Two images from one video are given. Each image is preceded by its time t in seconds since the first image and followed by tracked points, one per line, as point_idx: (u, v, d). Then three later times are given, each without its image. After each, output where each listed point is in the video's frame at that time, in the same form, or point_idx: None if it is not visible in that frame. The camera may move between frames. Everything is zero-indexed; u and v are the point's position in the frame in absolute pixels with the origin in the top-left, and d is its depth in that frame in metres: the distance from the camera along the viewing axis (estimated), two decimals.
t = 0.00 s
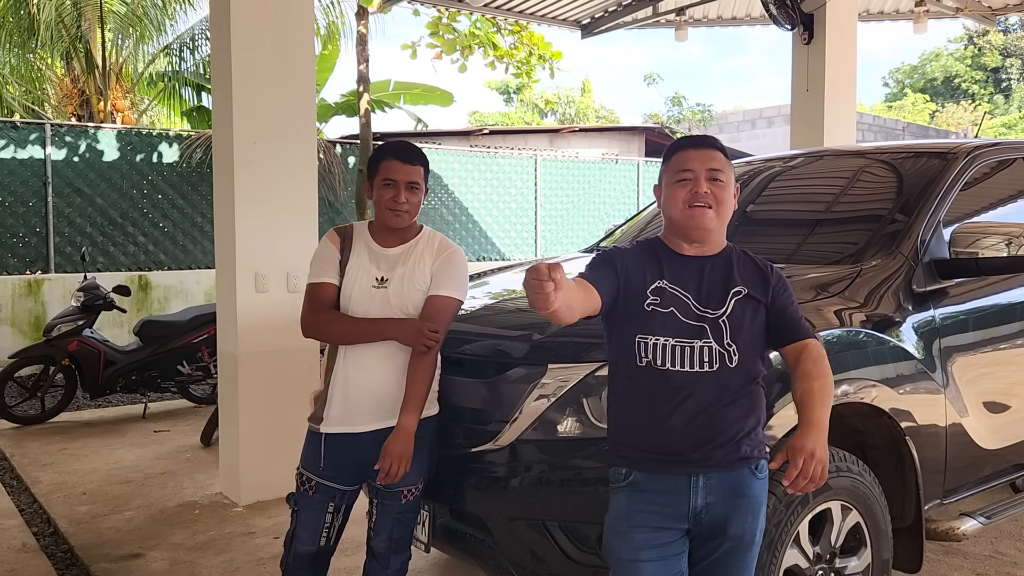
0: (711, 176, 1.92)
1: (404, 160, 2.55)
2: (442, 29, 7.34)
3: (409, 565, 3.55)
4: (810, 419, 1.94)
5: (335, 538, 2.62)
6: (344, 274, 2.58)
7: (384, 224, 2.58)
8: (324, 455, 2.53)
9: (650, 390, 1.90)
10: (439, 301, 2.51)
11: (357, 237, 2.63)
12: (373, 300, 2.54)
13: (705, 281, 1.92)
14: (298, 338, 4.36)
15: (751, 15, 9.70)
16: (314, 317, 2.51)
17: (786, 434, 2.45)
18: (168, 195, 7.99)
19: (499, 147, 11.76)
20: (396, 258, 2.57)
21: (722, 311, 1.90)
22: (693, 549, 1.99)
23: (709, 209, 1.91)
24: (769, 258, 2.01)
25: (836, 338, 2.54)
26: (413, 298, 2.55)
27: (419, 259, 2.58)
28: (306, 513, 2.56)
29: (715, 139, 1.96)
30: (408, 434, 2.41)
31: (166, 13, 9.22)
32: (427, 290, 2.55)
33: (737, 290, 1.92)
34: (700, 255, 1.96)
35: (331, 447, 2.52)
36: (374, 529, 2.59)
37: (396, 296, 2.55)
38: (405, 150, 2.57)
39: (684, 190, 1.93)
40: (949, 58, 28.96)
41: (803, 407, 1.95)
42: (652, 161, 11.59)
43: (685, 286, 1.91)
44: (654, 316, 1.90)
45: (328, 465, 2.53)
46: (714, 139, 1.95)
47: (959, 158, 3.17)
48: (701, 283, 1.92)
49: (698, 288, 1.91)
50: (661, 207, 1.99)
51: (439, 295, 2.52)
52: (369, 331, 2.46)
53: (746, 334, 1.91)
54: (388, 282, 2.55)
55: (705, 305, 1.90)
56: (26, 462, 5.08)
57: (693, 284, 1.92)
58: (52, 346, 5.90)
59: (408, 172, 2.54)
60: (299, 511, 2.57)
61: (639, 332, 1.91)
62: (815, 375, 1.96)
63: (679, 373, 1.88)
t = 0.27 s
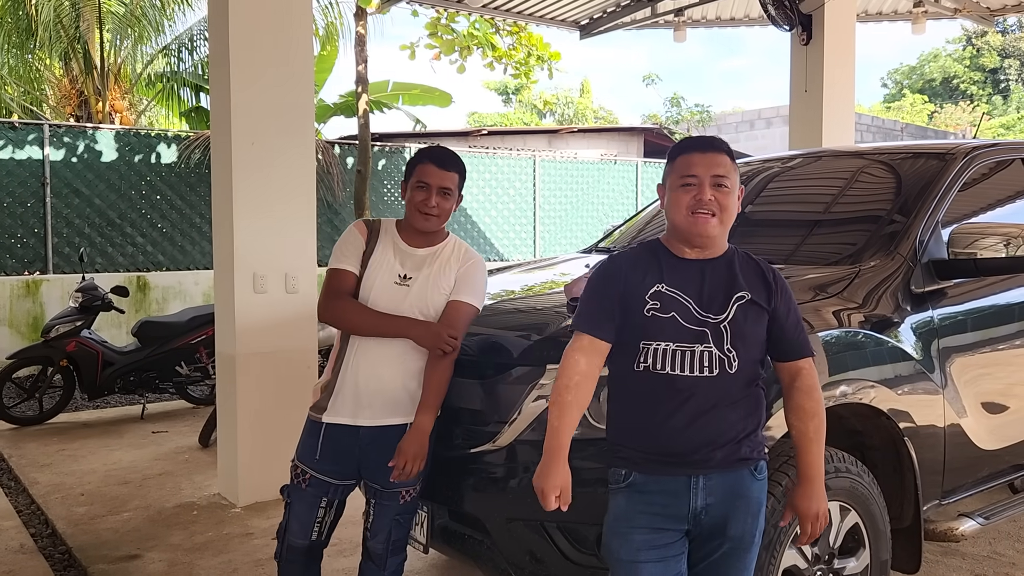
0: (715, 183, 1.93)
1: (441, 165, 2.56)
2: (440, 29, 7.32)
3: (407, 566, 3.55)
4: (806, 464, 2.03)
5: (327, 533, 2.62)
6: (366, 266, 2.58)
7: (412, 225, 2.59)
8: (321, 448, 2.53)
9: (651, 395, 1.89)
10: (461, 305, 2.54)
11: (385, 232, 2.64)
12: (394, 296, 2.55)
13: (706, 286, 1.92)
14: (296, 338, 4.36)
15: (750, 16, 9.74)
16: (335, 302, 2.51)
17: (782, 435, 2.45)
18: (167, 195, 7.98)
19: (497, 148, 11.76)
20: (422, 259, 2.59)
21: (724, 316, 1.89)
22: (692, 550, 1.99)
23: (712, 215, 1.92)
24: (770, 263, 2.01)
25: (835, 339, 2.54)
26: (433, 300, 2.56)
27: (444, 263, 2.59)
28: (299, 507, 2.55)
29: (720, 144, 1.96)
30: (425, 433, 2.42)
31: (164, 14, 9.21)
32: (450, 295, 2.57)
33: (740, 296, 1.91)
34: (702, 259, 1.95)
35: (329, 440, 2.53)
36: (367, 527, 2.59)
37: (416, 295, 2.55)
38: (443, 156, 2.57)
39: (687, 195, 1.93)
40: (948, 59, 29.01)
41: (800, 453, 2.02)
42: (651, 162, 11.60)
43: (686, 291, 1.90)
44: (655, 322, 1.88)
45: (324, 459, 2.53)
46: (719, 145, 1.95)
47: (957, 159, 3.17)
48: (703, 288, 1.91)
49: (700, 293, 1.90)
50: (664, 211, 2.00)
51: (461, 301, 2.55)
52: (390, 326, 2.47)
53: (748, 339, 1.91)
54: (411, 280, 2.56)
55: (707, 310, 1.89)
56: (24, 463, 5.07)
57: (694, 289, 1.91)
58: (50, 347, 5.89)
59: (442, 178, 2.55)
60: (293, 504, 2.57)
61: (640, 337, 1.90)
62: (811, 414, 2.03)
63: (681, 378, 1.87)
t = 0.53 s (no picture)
0: (706, 187, 1.93)
1: (450, 170, 2.56)
2: (439, 30, 7.30)
3: (405, 567, 3.54)
4: (817, 459, 2.13)
5: (330, 536, 2.63)
6: (374, 265, 2.54)
7: (414, 226, 2.58)
8: (324, 453, 2.53)
9: (648, 397, 1.89)
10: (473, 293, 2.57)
11: (384, 231, 2.60)
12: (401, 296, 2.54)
13: (703, 288, 1.91)
14: (294, 339, 4.36)
15: (747, 17, 9.78)
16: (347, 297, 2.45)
17: (780, 436, 2.45)
18: (165, 196, 7.97)
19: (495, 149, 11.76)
20: (426, 260, 2.59)
21: (721, 318, 1.88)
22: (692, 552, 1.99)
23: (702, 220, 1.92)
24: (769, 264, 1.99)
25: (833, 339, 2.54)
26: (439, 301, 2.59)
27: (448, 264, 2.62)
28: (302, 511, 2.56)
29: (712, 147, 1.97)
30: (482, 402, 2.40)
31: (162, 15, 9.21)
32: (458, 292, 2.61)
33: (737, 297, 1.90)
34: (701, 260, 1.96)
35: (333, 443, 2.52)
36: (367, 530, 2.61)
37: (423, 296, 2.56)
38: (451, 161, 2.59)
39: (679, 200, 1.95)
40: (945, 60, 29.07)
41: (811, 448, 2.11)
42: (649, 163, 11.61)
43: (682, 293, 1.89)
44: (650, 325, 1.88)
45: (328, 464, 2.53)
46: (708, 148, 1.96)
47: (954, 160, 3.17)
48: (699, 288, 1.91)
49: (696, 295, 1.90)
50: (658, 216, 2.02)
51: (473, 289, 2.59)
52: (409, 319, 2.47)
53: (745, 340, 1.90)
54: (418, 281, 2.57)
55: (704, 312, 1.88)
56: (21, 464, 5.06)
57: (689, 289, 1.90)
58: (47, 348, 5.88)
59: (449, 183, 2.55)
60: (296, 509, 2.57)
61: (635, 340, 1.90)
62: (817, 411, 2.09)
63: (678, 380, 1.87)
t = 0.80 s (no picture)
0: (706, 200, 1.91)
1: (442, 169, 2.56)
2: (437, 31, 7.27)
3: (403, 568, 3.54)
4: (813, 466, 2.06)
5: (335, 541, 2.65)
6: (369, 269, 2.52)
7: (406, 225, 2.56)
8: (327, 458, 2.52)
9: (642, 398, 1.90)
10: (484, 275, 2.72)
11: (375, 232, 2.58)
12: (398, 297, 2.54)
13: (697, 288, 1.91)
14: (292, 340, 4.35)
15: (746, 18, 9.81)
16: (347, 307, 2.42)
17: (778, 437, 2.45)
18: (163, 197, 7.96)
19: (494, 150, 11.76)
20: (418, 258, 2.59)
21: (715, 319, 1.88)
22: (688, 553, 1.99)
23: (700, 235, 1.90)
24: (765, 266, 1.99)
25: (830, 340, 2.54)
26: (434, 296, 2.61)
27: (438, 258, 2.64)
28: (307, 518, 2.56)
29: (715, 158, 1.94)
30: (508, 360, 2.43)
31: (160, 15, 9.20)
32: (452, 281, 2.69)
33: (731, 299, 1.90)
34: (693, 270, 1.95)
35: (336, 448, 2.52)
36: (366, 531, 2.64)
37: (420, 294, 2.58)
38: (442, 160, 2.59)
39: (678, 211, 1.92)
40: (944, 61, 29.10)
41: (806, 451, 2.06)
42: (648, 163, 11.63)
43: (676, 294, 1.90)
44: (644, 324, 1.88)
45: (331, 468, 2.53)
46: (712, 160, 1.92)
47: (952, 160, 3.17)
48: (693, 289, 1.91)
49: (690, 295, 1.90)
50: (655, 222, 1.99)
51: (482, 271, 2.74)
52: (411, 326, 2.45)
53: (739, 341, 1.90)
54: (413, 280, 2.57)
55: (698, 312, 1.89)
56: (18, 465, 5.06)
57: (683, 290, 1.90)
58: (45, 348, 5.87)
59: (441, 183, 2.55)
60: (301, 517, 2.57)
61: (630, 340, 1.90)
62: (816, 415, 2.06)
63: (672, 380, 1.87)
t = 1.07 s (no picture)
0: (708, 187, 1.93)
1: (436, 167, 2.57)
2: (436, 31, 7.23)
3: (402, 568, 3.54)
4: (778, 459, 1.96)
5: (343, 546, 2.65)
6: (366, 271, 2.50)
7: (401, 225, 2.55)
8: (331, 462, 2.51)
9: (641, 398, 1.90)
10: (481, 277, 2.77)
11: (370, 233, 2.56)
12: (396, 299, 2.54)
13: (697, 290, 1.91)
14: (290, 340, 4.35)
15: (744, 18, 9.83)
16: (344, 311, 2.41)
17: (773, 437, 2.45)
18: (162, 197, 7.96)
19: (493, 150, 11.77)
20: (415, 259, 2.59)
21: (714, 320, 1.88)
22: (685, 554, 2.00)
23: (705, 220, 1.91)
24: (764, 267, 1.99)
25: (828, 340, 2.54)
26: (431, 297, 2.62)
27: (435, 259, 2.64)
28: (316, 524, 2.55)
29: (713, 147, 1.97)
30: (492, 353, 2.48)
31: (159, 15, 9.21)
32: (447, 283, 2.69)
33: (729, 299, 1.90)
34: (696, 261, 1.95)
35: (340, 451, 2.51)
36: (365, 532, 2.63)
37: (418, 295, 2.58)
38: (437, 159, 2.59)
39: (681, 200, 1.93)
40: (942, 61, 29.14)
41: (776, 447, 1.98)
42: (647, 163, 11.65)
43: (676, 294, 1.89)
44: (645, 325, 1.88)
45: (335, 472, 2.52)
46: (709, 149, 1.95)
47: (950, 161, 3.18)
48: (693, 291, 1.91)
49: (690, 296, 1.90)
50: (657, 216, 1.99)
51: (479, 273, 2.78)
52: (407, 331, 2.44)
53: (737, 343, 1.90)
54: (411, 281, 2.57)
55: (697, 314, 1.89)
56: (17, 466, 5.05)
57: (683, 291, 1.90)
58: (43, 349, 5.86)
59: (435, 180, 2.55)
60: (311, 523, 2.55)
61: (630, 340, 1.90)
62: (794, 415, 1.98)
63: (671, 382, 1.87)
